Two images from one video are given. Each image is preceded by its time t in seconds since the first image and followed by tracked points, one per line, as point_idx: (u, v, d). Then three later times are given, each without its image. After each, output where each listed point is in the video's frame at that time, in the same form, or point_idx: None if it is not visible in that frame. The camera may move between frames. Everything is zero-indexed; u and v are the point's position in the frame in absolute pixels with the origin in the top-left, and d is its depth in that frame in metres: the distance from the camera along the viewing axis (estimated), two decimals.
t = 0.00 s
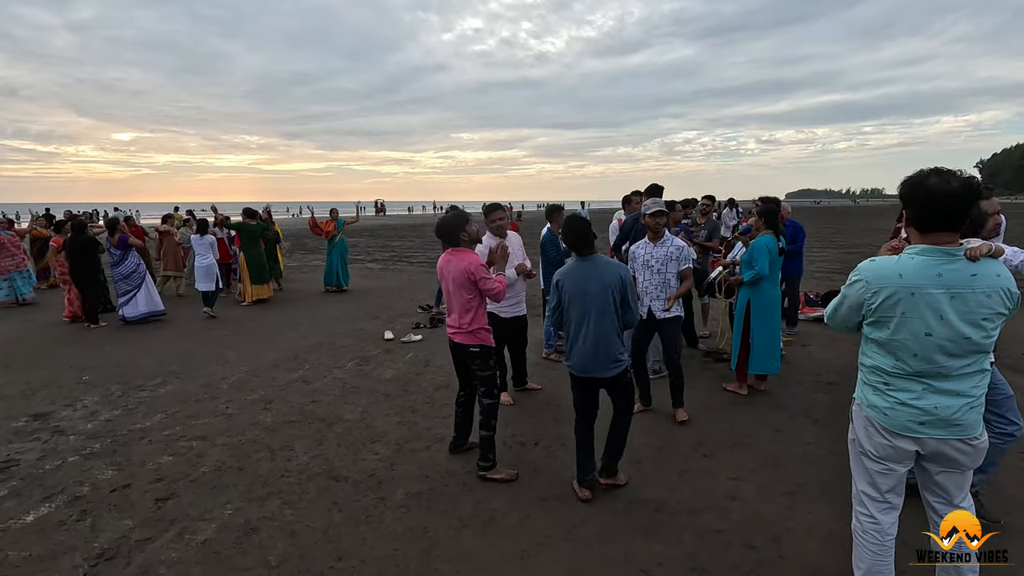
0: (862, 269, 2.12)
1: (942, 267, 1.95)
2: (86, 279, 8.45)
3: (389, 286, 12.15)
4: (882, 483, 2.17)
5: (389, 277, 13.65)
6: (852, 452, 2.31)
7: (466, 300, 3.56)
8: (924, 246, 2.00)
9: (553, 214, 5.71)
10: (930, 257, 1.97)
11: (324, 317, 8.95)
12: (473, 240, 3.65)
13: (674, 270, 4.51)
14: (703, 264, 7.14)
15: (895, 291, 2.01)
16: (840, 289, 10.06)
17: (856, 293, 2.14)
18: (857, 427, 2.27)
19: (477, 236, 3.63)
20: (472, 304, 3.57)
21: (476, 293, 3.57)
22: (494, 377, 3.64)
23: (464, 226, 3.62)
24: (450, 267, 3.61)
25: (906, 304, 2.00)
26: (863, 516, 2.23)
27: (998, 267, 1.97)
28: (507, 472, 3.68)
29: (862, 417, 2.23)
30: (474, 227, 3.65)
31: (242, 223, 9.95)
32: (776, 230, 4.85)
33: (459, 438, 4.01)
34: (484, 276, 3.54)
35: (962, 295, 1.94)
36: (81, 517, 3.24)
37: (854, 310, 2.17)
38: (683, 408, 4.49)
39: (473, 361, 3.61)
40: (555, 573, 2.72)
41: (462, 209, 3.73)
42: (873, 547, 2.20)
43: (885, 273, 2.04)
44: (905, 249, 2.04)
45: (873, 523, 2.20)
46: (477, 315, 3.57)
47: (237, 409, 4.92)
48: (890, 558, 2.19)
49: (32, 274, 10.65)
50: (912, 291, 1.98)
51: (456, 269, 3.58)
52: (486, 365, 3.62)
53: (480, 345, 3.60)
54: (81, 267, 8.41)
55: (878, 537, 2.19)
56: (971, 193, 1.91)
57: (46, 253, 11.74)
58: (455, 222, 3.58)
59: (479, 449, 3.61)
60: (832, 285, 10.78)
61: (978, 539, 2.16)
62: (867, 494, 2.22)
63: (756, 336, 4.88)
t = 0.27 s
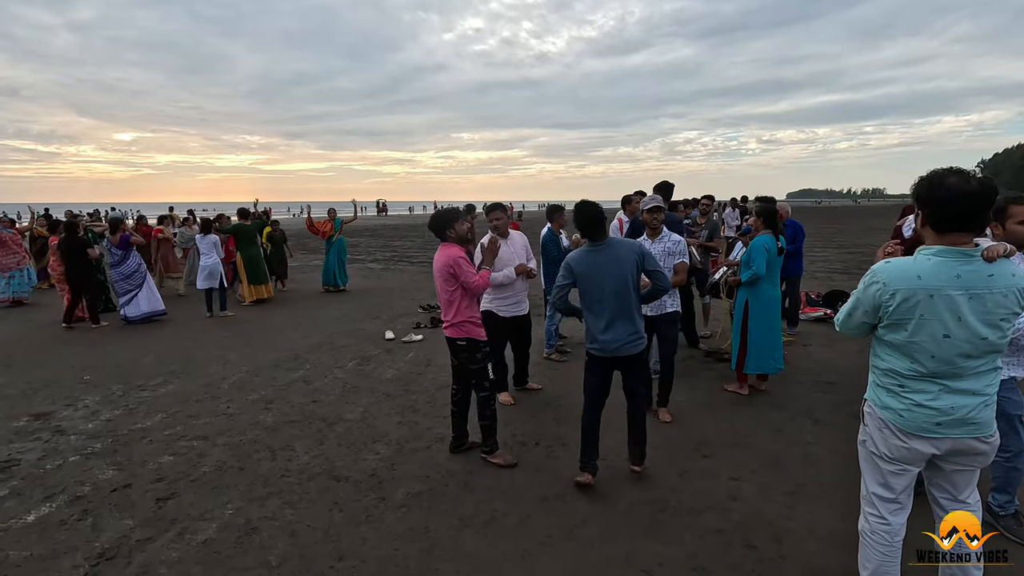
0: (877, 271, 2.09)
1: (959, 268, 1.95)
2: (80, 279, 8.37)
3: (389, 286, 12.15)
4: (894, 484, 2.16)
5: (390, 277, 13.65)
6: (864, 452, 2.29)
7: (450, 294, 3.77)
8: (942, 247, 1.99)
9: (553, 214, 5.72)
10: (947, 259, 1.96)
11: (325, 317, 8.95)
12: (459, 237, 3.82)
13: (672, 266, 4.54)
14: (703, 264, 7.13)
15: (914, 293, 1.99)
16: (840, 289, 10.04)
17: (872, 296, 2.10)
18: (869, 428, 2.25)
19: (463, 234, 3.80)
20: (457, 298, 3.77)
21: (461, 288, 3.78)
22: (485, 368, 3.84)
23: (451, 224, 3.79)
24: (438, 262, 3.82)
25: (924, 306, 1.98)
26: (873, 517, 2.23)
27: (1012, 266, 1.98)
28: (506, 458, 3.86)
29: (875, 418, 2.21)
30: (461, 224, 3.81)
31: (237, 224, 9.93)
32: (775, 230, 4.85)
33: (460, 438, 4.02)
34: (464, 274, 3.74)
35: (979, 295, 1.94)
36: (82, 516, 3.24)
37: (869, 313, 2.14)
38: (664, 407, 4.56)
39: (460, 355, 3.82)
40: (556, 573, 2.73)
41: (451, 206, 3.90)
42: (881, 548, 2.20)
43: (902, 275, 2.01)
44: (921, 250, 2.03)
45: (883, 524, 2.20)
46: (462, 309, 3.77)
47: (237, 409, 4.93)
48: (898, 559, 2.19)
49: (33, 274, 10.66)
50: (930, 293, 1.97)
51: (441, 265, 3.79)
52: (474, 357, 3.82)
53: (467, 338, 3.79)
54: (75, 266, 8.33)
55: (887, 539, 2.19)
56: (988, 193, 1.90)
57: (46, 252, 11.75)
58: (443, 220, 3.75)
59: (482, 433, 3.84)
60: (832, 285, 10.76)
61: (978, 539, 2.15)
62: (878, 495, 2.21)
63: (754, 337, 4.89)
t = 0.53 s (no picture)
0: (890, 276, 2.06)
1: (973, 271, 1.94)
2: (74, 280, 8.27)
3: (391, 286, 12.15)
4: (905, 486, 2.14)
5: (391, 277, 13.65)
6: (872, 453, 2.28)
7: (438, 292, 3.83)
8: (951, 250, 1.98)
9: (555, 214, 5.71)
10: (961, 262, 1.95)
11: (326, 318, 8.96)
12: (446, 236, 3.82)
13: (680, 268, 4.54)
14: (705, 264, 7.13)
15: (930, 298, 1.97)
16: (842, 290, 10.02)
17: (886, 301, 2.07)
18: (879, 429, 2.23)
19: (451, 233, 3.80)
20: (445, 296, 3.81)
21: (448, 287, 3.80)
22: (477, 366, 3.82)
23: (436, 224, 3.81)
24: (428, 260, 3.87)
25: (941, 310, 1.97)
26: (878, 517, 2.22)
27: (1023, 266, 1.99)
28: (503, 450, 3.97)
29: (887, 420, 2.18)
30: (449, 224, 3.82)
31: (240, 226, 9.94)
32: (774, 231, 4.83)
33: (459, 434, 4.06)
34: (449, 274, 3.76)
35: (994, 297, 1.94)
36: (84, 516, 3.24)
37: (883, 318, 2.11)
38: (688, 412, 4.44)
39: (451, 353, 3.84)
40: (557, 573, 2.72)
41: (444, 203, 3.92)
42: (885, 547, 2.20)
43: (918, 280, 1.98)
44: (932, 253, 2.02)
45: (889, 526, 2.19)
46: (449, 307, 3.81)
47: (239, 409, 4.93)
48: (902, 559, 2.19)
49: (34, 274, 10.69)
50: (947, 297, 1.95)
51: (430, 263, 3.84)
52: (465, 355, 3.81)
53: (456, 336, 3.80)
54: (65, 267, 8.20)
55: (892, 539, 2.18)
56: (995, 195, 1.88)
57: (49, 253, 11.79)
58: (428, 220, 3.77)
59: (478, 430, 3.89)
60: (835, 286, 10.73)
61: (979, 540, 2.12)
62: (886, 496, 2.20)
63: (749, 338, 4.89)
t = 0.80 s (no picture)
0: (889, 278, 2.05)
1: (973, 270, 1.94)
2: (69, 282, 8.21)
3: (393, 287, 12.16)
4: (908, 491, 2.13)
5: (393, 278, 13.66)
6: (876, 457, 2.27)
7: (429, 296, 3.78)
8: (952, 250, 1.97)
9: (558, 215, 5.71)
10: (961, 262, 1.95)
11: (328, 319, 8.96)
12: (435, 241, 3.85)
13: (699, 273, 4.51)
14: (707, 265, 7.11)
15: (931, 300, 1.96)
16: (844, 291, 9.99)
17: (887, 305, 2.05)
18: (883, 433, 2.21)
19: (439, 238, 3.82)
20: (435, 301, 3.79)
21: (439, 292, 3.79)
22: (463, 372, 3.82)
23: (427, 228, 3.80)
24: (415, 265, 3.84)
25: (942, 311, 1.95)
26: (883, 522, 2.22)
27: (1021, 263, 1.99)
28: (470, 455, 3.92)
29: (891, 424, 2.17)
30: (438, 229, 3.84)
31: (244, 226, 9.96)
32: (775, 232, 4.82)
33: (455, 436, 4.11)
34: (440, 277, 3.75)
35: (994, 297, 1.94)
36: (86, 516, 3.25)
37: (885, 321, 2.09)
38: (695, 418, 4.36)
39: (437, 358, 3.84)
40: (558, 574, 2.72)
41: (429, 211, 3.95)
42: (890, 553, 2.19)
43: (918, 282, 1.97)
44: (932, 254, 2.02)
45: (894, 530, 2.18)
46: (440, 311, 3.79)
47: (241, 410, 4.94)
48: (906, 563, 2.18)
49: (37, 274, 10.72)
50: (948, 298, 1.94)
51: (420, 268, 3.80)
52: (453, 360, 3.80)
53: (443, 341, 3.78)
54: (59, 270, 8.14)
55: (896, 544, 2.17)
56: (998, 195, 1.88)
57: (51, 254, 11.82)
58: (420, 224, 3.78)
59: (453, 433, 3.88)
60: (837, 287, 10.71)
61: (980, 540, 2.12)
62: (890, 500, 2.19)
63: (749, 340, 4.87)
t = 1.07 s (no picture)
0: (878, 277, 2.06)
1: (961, 271, 1.93)
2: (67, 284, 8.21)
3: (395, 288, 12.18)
4: (899, 492, 2.13)
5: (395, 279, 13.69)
6: (868, 459, 2.27)
7: (410, 299, 3.79)
8: (939, 250, 1.97)
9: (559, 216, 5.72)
10: (949, 262, 1.95)
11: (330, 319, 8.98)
12: (417, 244, 3.86)
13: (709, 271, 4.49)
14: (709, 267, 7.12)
15: (919, 299, 1.96)
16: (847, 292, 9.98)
17: (874, 303, 2.06)
18: (872, 434, 2.22)
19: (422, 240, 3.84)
20: (415, 304, 3.80)
21: (419, 296, 3.80)
22: (431, 379, 3.84)
23: (409, 230, 3.81)
24: (397, 267, 3.85)
25: (929, 312, 1.96)
26: (877, 525, 2.21)
27: (1013, 265, 1.97)
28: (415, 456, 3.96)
29: (879, 424, 2.18)
30: (421, 231, 3.85)
31: (250, 226, 9.99)
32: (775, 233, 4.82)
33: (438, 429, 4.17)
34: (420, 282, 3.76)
35: (983, 298, 1.93)
36: (89, 517, 3.26)
37: (872, 319, 2.10)
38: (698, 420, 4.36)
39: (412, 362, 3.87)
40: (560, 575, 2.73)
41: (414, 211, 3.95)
42: (886, 556, 2.17)
43: (905, 281, 1.98)
44: (920, 254, 2.02)
45: (888, 533, 2.17)
46: (418, 315, 3.80)
47: (243, 410, 4.95)
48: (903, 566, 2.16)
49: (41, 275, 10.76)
50: (935, 298, 1.94)
51: (403, 271, 3.80)
52: (425, 365, 3.83)
53: (420, 346, 3.81)
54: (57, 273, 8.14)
55: (892, 547, 2.16)
56: (984, 196, 1.88)
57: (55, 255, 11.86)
58: (402, 225, 3.77)
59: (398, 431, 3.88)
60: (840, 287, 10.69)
61: (980, 540, 2.10)
62: (882, 502, 2.19)
63: (750, 342, 4.86)
